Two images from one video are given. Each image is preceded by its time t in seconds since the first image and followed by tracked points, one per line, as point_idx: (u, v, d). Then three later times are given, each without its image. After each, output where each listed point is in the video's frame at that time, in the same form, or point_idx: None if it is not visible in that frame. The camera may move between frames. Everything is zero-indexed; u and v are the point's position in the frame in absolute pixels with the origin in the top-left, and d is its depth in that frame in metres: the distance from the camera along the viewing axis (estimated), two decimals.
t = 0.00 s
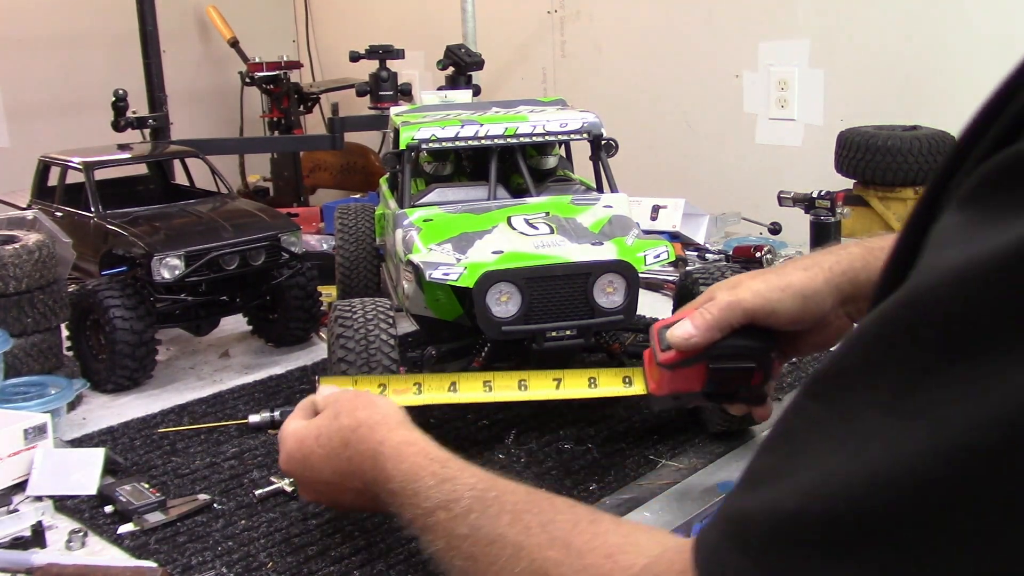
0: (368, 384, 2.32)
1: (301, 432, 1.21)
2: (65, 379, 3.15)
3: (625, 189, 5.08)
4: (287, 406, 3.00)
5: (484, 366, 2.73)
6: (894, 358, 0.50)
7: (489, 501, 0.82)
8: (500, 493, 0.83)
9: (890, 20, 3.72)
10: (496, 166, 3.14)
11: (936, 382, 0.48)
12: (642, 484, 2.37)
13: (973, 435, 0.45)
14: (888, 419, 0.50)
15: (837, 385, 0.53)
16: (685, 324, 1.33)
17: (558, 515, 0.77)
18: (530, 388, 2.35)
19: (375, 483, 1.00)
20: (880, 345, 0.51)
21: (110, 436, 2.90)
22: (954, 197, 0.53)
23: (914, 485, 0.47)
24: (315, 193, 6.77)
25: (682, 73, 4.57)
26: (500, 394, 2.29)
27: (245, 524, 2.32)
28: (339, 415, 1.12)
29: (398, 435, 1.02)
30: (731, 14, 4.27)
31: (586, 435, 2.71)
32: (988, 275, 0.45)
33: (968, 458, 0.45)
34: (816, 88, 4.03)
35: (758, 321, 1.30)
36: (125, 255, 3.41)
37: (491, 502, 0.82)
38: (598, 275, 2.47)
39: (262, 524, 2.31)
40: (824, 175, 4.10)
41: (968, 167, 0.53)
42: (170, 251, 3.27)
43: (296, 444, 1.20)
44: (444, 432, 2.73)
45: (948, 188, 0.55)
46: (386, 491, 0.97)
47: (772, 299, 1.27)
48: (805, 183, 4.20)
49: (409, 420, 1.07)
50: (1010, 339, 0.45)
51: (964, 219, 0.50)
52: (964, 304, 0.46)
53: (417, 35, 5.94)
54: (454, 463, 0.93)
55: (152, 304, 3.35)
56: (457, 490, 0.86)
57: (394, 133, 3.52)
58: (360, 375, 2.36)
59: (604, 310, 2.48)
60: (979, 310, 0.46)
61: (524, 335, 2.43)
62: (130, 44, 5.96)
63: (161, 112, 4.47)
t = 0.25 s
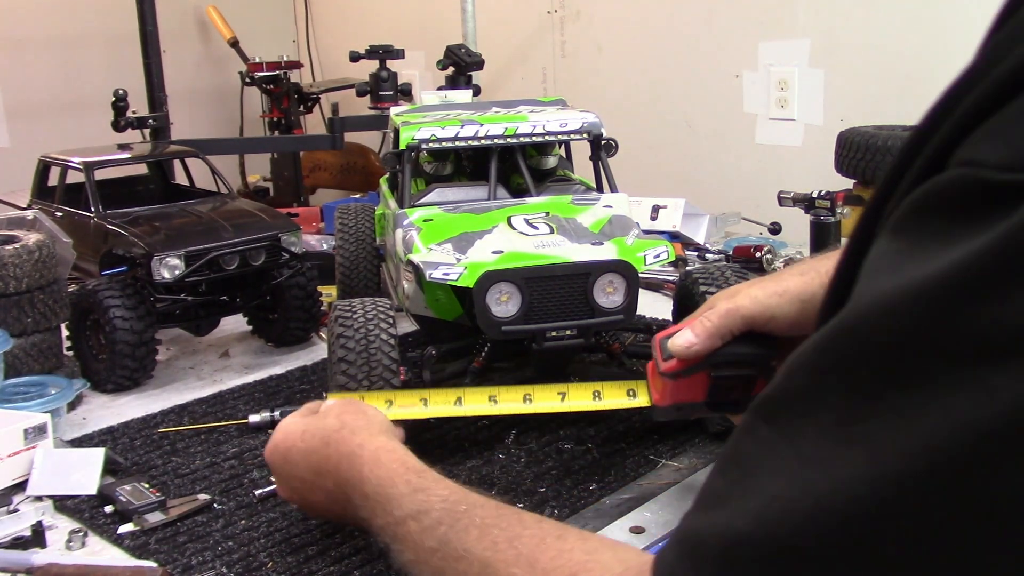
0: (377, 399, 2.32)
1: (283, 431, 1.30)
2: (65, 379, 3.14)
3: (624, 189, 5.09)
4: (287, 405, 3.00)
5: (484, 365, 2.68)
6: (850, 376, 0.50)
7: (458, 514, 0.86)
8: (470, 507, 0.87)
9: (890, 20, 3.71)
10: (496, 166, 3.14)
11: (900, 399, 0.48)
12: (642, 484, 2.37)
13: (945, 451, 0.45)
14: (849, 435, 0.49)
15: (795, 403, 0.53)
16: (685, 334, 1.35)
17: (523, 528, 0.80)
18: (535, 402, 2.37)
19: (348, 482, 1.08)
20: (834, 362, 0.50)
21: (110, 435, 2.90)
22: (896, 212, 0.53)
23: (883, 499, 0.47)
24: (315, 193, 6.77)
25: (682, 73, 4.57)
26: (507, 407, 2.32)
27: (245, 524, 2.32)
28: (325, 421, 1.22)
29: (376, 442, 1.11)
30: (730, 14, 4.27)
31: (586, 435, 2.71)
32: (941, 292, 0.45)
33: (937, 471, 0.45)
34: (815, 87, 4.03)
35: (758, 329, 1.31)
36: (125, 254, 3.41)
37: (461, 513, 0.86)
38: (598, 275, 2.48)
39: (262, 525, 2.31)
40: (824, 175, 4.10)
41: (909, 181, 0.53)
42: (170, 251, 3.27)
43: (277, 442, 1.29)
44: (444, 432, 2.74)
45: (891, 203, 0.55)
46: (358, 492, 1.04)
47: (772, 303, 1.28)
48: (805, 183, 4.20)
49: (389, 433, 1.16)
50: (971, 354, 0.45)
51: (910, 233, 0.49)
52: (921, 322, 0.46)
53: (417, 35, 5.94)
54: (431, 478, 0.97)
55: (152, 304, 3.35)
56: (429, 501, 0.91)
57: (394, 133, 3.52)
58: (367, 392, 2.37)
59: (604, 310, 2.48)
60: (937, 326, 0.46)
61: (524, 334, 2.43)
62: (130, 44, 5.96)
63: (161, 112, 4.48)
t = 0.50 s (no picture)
0: (373, 403, 2.34)
1: (278, 425, 1.31)
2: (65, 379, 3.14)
3: (625, 188, 5.09)
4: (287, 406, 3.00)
5: (484, 365, 2.68)
6: (791, 408, 0.51)
7: (437, 529, 0.87)
8: (450, 523, 0.87)
9: (891, 19, 3.70)
10: (496, 166, 3.14)
11: (839, 430, 0.49)
12: (642, 484, 2.37)
13: (882, 480, 0.47)
14: (790, 466, 0.51)
15: (741, 434, 0.53)
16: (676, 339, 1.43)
17: (500, 544, 0.81)
18: (529, 407, 2.40)
19: (330, 492, 1.09)
20: (776, 396, 0.51)
21: (110, 436, 2.90)
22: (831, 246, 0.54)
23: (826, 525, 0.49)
24: (316, 193, 6.77)
25: (683, 73, 4.57)
26: (502, 412, 2.35)
27: (244, 524, 2.32)
28: (324, 428, 1.25)
29: (369, 458, 1.13)
30: (731, 13, 4.27)
31: (586, 435, 2.71)
32: (874, 330, 0.46)
33: (882, 499, 0.47)
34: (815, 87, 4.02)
35: (747, 335, 1.35)
36: (125, 255, 3.41)
37: (441, 527, 0.86)
38: (598, 275, 2.47)
39: (262, 525, 2.31)
40: (825, 175, 4.09)
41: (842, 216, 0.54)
42: (170, 251, 3.26)
43: (271, 435, 1.30)
44: (444, 432, 2.74)
45: (826, 235, 0.56)
46: (339, 504, 1.05)
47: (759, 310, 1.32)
48: (805, 183, 4.19)
49: (381, 452, 1.18)
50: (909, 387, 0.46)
51: (844, 270, 0.51)
52: (856, 358, 0.48)
53: (418, 35, 5.93)
54: (415, 495, 0.98)
55: (152, 304, 3.35)
56: (410, 517, 0.92)
57: (394, 133, 3.52)
58: (364, 394, 2.38)
59: (604, 310, 2.48)
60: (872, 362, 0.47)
61: (524, 334, 2.43)
62: (130, 44, 5.96)
63: (161, 112, 4.48)
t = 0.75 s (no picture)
0: (374, 403, 2.34)
1: (281, 428, 1.32)
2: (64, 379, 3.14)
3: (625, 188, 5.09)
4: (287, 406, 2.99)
5: (484, 366, 2.68)
6: (757, 444, 0.49)
7: (435, 547, 0.88)
8: (448, 542, 0.88)
9: (891, 20, 3.70)
10: (496, 166, 3.14)
11: (804, 467, 0.47)
12: (642, 484, 2.37)
13: (848, 517, 0.45)
14: (756, 501, 0.49)
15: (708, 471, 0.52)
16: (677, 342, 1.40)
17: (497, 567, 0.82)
18: (531, 408, 2.40)
19: (332, 500, 1.10)
20: (744, 429, 0.50)
21: (110, 435, 2.90)
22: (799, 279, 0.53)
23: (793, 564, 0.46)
24: (316, 193, 6.78)
25: (683, 73, 4.57)
26: (503, 413, 2.35)
27: (245, 524, 2.32)
28: (327, 433, 1.26)
29: (372, 467, 1.13)
30: (731, 14, 4.27)
31: (586, 435, 2.71)
32: (834, 365, 0.45)
33: (844, 535, 0.45)
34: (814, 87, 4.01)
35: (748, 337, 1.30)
36: (125, 255, 3.41)
37: (439, 544, 0.88)
38: (598, 275, 2.48)
39: (262, 525, 2.31)
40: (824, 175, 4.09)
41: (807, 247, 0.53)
42: (169, 251, 3.27)
43: (273, 437, 1.31)
44: (444, 432, 2.74)
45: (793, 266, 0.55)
46: (341, 513, 1.06)
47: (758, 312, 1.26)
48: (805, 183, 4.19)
49: (383, 460, 1.18)
50: (871, 423, 0.44)
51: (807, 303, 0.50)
52: (816, 393, 0.46)
53: (418, 35, 5.94)
54: (416, 508, 1.00)
55: (151, 304, 3.35)
56: (408, 533, 0.93)
57: (394, 133, 3.53)
58: (364, 394, 2.38)
59: (604, 310, 2.48)
60: (834, 397, 0.46)
61: (524, 334, 2.43)
62: (130, 44, 5.97)
63: (162, 112, 4.48)
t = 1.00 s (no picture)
0: (374, 403, 2.34)
1: (275, 436, 1.35)
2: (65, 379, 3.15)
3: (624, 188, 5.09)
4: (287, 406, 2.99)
5: (484, 366, 2.68)
6: (741, 465, 0.54)
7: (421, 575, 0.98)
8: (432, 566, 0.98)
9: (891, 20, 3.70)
10: (496, 166, 3.14)
11: (788, 484, 0.52)
12: (642, 484, 2.37)
13: (832, 531, 0.50)
14: (748, 518, 0.54)
15: (698, 488, 0.57)
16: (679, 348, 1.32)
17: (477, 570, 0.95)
18: (531, 411, 2.40)
19: (325, 521, 1.17)
20: (728, 451, 0.55)
21: (110, 435, 2.90)
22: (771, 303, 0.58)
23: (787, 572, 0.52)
24: (315, 193, 6.78)
25: (683, 73, 4.57)
26: (503, 415, 2.35)
27: (245, 524, 2.32)
28: (319, 445, 1.30)
29: (363, 486, 1.19)
30: (731, 13, 4.27)
31: (586, 435, 2.71)
32: (812, 394, 0.50)
33: (830, 546, 0.50)
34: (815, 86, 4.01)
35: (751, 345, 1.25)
36: (125, 255, 3.41)
37: (423, 570, 0.99)
38: (598, 275, 2.48)
39: (262, 525, 2.31)
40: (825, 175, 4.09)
41: (781, 274, 0.58)
42: (170, 251, 3.27)
43: (267, 447, 1.34)
44: (444, 432, 2.74)
45: (766, 287, 0.60)
46: (334, 534, 1.14)
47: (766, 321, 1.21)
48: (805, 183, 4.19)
49: (375, 474, 1.24)
50: (846, 446, 0.49)
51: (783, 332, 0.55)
52: (797, 419, 0.51)
53: (418, 35, 5.93)
54: (403, 529, 1.08)
55: (152, 304, 3.35)
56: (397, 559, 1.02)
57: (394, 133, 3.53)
58: (365, 394, 2.38)
59: (604, 310, 2.48)
60: (812, 421, 0.51)
61: (524, 334, 2.43)
62: (130, 44, 5.96)
63: (161, 112, 4.47)
